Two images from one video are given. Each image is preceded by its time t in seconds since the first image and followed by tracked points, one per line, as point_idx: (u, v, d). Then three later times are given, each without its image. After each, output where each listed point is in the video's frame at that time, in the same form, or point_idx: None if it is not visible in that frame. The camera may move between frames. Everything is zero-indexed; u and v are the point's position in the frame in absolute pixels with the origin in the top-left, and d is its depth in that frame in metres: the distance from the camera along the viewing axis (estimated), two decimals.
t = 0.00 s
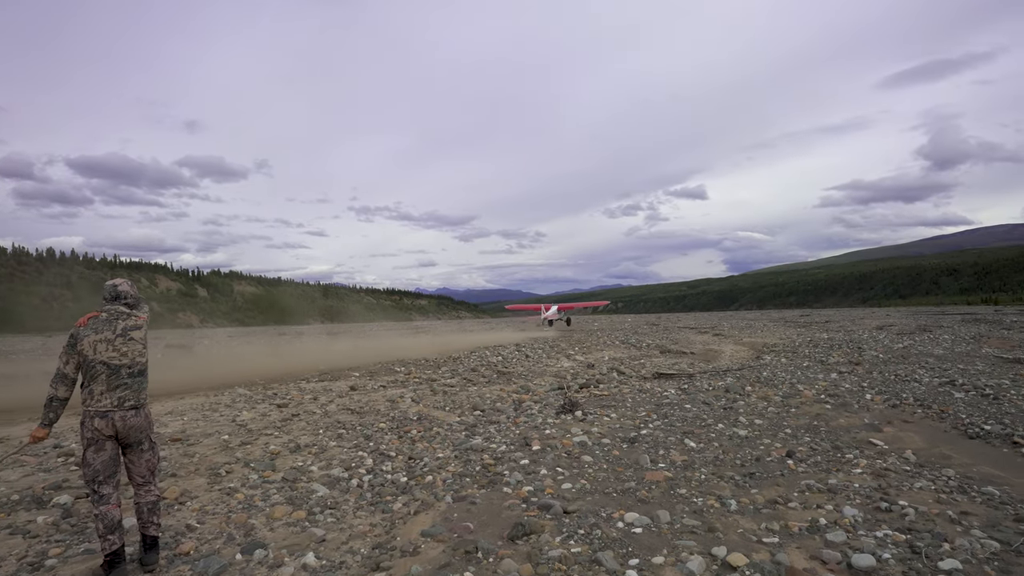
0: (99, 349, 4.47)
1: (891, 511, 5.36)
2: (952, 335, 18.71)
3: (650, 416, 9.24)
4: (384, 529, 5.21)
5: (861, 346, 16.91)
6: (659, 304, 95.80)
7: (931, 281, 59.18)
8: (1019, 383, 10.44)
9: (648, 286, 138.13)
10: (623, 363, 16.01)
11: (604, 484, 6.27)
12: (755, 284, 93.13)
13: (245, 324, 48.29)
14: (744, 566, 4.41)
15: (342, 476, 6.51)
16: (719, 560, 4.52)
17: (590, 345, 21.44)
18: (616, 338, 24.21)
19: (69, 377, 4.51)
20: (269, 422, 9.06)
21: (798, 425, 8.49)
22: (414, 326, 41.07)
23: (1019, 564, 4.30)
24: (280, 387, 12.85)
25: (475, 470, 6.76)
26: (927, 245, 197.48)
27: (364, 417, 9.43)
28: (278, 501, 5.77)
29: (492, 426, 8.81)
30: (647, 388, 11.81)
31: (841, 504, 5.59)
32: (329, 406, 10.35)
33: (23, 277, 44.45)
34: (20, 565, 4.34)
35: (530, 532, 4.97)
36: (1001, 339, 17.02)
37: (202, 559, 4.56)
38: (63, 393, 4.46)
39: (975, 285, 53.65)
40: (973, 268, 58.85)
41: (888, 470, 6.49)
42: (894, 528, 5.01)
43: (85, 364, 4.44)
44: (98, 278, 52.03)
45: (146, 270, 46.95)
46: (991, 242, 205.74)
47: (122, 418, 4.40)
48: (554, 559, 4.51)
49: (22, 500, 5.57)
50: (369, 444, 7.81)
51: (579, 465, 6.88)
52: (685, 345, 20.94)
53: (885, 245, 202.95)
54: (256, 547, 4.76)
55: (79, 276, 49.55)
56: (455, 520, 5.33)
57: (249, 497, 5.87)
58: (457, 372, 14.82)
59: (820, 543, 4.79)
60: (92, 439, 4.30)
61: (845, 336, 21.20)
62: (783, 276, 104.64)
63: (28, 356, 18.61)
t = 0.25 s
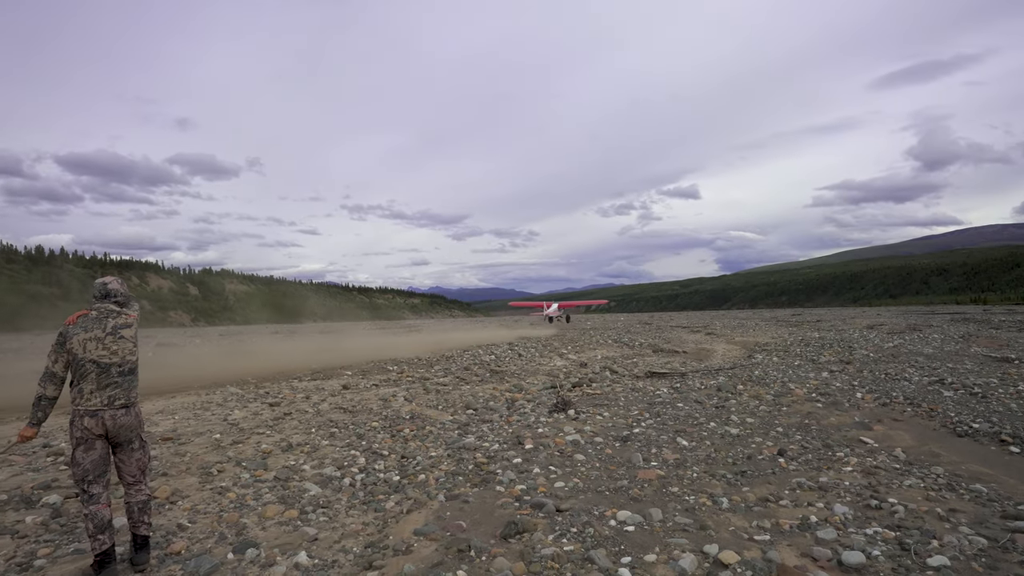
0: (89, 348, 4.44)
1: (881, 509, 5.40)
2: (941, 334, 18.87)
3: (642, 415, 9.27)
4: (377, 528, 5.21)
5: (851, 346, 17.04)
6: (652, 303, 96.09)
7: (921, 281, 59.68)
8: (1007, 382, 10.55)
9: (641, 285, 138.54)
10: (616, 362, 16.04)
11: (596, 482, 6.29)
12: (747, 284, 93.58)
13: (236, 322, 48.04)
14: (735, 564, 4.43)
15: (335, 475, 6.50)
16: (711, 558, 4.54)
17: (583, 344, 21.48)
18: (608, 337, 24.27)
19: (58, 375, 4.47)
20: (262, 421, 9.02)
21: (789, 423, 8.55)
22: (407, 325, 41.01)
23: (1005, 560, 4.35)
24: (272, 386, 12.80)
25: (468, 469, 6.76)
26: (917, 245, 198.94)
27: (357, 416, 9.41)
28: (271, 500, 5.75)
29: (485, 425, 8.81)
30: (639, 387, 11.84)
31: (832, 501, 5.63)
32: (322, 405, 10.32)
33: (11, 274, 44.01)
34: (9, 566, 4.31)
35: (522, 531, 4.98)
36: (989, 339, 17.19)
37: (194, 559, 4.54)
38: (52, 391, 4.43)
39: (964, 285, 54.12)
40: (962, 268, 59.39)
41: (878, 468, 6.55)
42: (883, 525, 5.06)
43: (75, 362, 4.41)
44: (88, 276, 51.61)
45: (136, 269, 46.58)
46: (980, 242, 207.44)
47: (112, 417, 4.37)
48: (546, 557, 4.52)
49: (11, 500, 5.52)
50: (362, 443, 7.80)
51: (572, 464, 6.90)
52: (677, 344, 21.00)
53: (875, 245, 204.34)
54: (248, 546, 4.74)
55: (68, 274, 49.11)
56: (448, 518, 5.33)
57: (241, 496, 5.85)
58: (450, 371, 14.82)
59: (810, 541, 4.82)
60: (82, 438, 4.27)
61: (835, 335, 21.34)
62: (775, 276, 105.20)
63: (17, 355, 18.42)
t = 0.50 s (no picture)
0: (81, 351, 4.42)
1: (874, 507, 5.43)
2: (933, 332, 18.98)
3: (637, 415, 9.29)
4: (372, 530, 5.20)
5: (844, 344, 17.13)
6: (646, 303, 96.34)
7: (913, 279, 60.07)
8: (998, 379, 10.62)
9: (635, 286, 138.81)
10: (610, 362, 16.07)
11: (592, 482, 6.29)
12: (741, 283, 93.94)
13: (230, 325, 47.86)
14: (730, 562, 4.45)
15: (330, 477, 6.48)
16: (706, 557, 4.55)
17: (578, 345, 21.50)
18: (603, 338, 24.32)
19: (50, 379, 4.45)
20: (256, 424, 8.99)
21: (783, 422, 8.58)
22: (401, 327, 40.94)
23: (997, 557, 4.39)
24: (266, 389, 12.75)
25: (464, 470, 6.76)
26: (909, 244, 200.12)
27: (352, 418, 9.39)
28: (265, 503, 5.73)
29: (480, 426, 8.81)
30: (634, 387, 11.86)
31: (826, 500, 5.66)
32: (316, 408, 10.29)
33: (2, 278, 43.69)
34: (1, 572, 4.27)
35: (518, 532, 4.98)
36: (980, 336, 17.30)
37: (188, 563, 4.52)
38: (43, 396, 4.40)
39: (955, 283, 54.51)
40: (953, 266, 59.82)
41: (872, 466, 6.58)
42: (877, 523, 5.08)
43: (67, 367, 4.38)
44: (79, 279, 51.30)
45: (129, 271, 46.35)
46: (971, 241, 208.83)
47: (105, 421, 4.35)
48: (542, 558, 4.53)
49: (2, 505, 5.48)
50: (357, 445, 7.78)
51: (567, 464, 6.90)
52: (671, 344, 21.04)
53: (867, 244, 205.43)
54: (242, 550, 4.72)
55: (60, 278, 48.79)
56: (443, 520, 5.32)
57: (235, 500, 5.83)
58: (444, 372, 14.81)
59: (805, 539, 4.84)
60: (74, 443, 4.25)
61: (828, 333, 21.48)
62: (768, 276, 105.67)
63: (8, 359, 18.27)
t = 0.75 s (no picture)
0: (68, 354, 4.38)
1: (864, 505, 5.46)
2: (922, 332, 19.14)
3: (629, 416, 9.30)
4: (364, 532, 5.18)
5: (834, 344, 17.24)
6: (638, 304, 96.61)
7: (902, 279, 60.58)
8: (986, 378, 10.72)
9: (627, 286, 139.16)
10: (603, 363, 16.10)
11: (584, 483, 6.30)
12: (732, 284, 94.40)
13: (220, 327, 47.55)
14: (721, 562, 4.47)
15: (321, 480, 6.46)
16: (698, 557, 4.57)
17: (570, 346, 21.52)
18: (595, 338, 24.36)
19: (37, 382, 4.40)
20: (247, 426, 8.94)
21: (774, 422, 8.62)
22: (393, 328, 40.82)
23: (984, 554, 4.43)
24: (257, 391, 12.68)
25: (456, 471, 6.75)
26: (898, 245, 201.87)
27: (343, 420, 9.35)
28: (256, 506, 5.70)
29: (473, 427, 8.80)
30: (626, 388, 11.89)
31: (816, 499, 5.69)
32: (307, 410, 10.24)
33: None
34: None
35: (509, 533, 4.98)
36: (968, 336, 17.46)
37: (177, 566, 4.49)
38: (30, 398, 4.36)
39: (944, 283, 55.04)
40: (942, 266, 60.39)
41: (861, 465, 6.62)
42: (866, 521, 5.12)
43: (54, 369, 4.35)
44: (67, 281, 50.82)
45: (118, 273, 45.96)
46: (959, 242, 210.80)
47: (93, 423, 4.32)
48: (534, 559, 4.53)
49: None
50: (348, 447, 7.76)
51: (559, 465, 6.91)
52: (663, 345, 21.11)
53: (857, 245, 206.91)
54: (233, 553, 4.70)
55: (48, 280, 48.32)
56: (435, 521, 5.31)
57: (226, 503, 5.80)
58: (437, 373, 14.79)
59: (795, 538, 4.87)
60: (62, 446, 4.21)
61: (818, 333, 21.63)
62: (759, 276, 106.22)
63: None
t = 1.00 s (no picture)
0: (58, 357, 4.35)
1: (856, 504, 5.49)
2: (914, 332, 19.25)
3: (623, 417, 9.32)
4: (357, 535, 5.17)
5: (827, 344, 17.32)
6: (632, 305, 96.76)
7: (894, 279, 60.93)
8: (976, 377, 10.80)
9: (622, 287, 139.41)
10: (596, 364, 16.12)
11: (578, 484, 6.31)
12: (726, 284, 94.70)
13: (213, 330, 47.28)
14: (715, 562, 4.48)
15: (314, 483, 6.44)
16: (691, 557, 4.58)
17: (564, 347, 21.52)
18: (589, 340, 24.37)
19: (27, 386, 4.37)
20: (240, 430, 8.90)
21: (767, 422, 8.65)
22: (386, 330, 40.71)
23: (974, 551, 4.46)
24: (250, 394, 12.63)
25: (449, 473, 6.74)
26: (890, 245, 202.98)
27: (337, 422, 9.32)
28: (249, 509, 5.68)
29: (467, 429, 8.79)
30: (620, 389, 11.90)
31: (809, 498, 5.72)
32: (301, 412, 10.21)
33: None
34: None
35: (504, 534, 4.98)
36: (959, 335, 17.57)
37: (169, 571, 4.47)
38: (20, 403, 4.32)
39: (935, 283, 55.39)
40: (933, 266, 60.80)
41: (854, 465, 6.66)
42: (859, 520, 5.14)
43: (45, 374, 4.31)
44: (57, 284, 50.39)
45: (110, 275, 45.63)
46: (950, 242, 212.19)
47: (84, 428, 4.29)
48: (528, 560, 4.53)
49: None
50: (342, 450, 7.74)
51: (553, 466, 6.91)
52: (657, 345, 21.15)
53: (849, 246, 207.97)
54: (226, 557, 4.68)
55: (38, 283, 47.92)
56: (429, 523, 5.31)
57: (218, 506, 5.77)
58: (431, 375, 14.76)
59: (788, 537, 4.89)
60: (53, 450, 4.18)
61: (811, 334, 21.73)
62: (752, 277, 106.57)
63: None
